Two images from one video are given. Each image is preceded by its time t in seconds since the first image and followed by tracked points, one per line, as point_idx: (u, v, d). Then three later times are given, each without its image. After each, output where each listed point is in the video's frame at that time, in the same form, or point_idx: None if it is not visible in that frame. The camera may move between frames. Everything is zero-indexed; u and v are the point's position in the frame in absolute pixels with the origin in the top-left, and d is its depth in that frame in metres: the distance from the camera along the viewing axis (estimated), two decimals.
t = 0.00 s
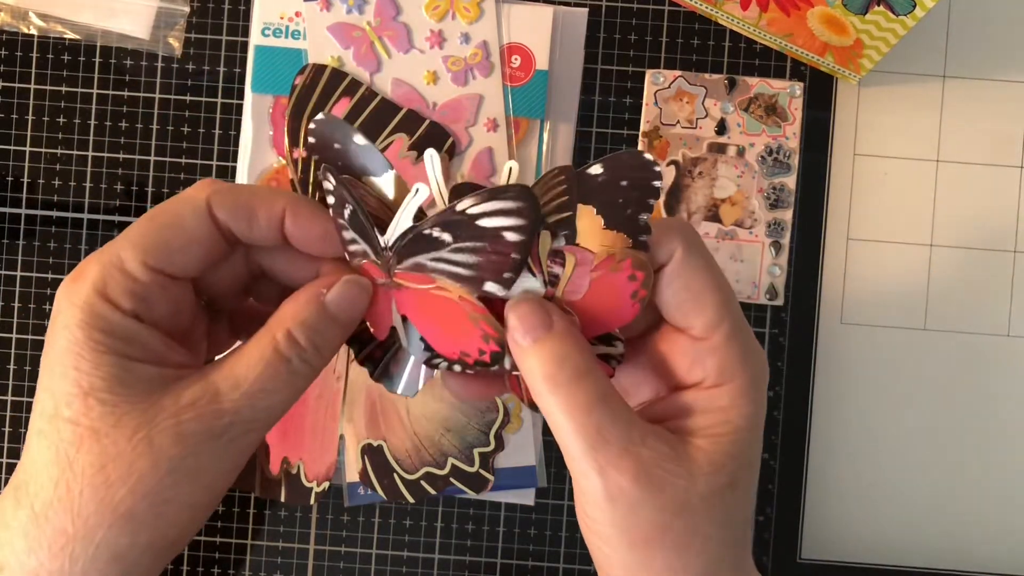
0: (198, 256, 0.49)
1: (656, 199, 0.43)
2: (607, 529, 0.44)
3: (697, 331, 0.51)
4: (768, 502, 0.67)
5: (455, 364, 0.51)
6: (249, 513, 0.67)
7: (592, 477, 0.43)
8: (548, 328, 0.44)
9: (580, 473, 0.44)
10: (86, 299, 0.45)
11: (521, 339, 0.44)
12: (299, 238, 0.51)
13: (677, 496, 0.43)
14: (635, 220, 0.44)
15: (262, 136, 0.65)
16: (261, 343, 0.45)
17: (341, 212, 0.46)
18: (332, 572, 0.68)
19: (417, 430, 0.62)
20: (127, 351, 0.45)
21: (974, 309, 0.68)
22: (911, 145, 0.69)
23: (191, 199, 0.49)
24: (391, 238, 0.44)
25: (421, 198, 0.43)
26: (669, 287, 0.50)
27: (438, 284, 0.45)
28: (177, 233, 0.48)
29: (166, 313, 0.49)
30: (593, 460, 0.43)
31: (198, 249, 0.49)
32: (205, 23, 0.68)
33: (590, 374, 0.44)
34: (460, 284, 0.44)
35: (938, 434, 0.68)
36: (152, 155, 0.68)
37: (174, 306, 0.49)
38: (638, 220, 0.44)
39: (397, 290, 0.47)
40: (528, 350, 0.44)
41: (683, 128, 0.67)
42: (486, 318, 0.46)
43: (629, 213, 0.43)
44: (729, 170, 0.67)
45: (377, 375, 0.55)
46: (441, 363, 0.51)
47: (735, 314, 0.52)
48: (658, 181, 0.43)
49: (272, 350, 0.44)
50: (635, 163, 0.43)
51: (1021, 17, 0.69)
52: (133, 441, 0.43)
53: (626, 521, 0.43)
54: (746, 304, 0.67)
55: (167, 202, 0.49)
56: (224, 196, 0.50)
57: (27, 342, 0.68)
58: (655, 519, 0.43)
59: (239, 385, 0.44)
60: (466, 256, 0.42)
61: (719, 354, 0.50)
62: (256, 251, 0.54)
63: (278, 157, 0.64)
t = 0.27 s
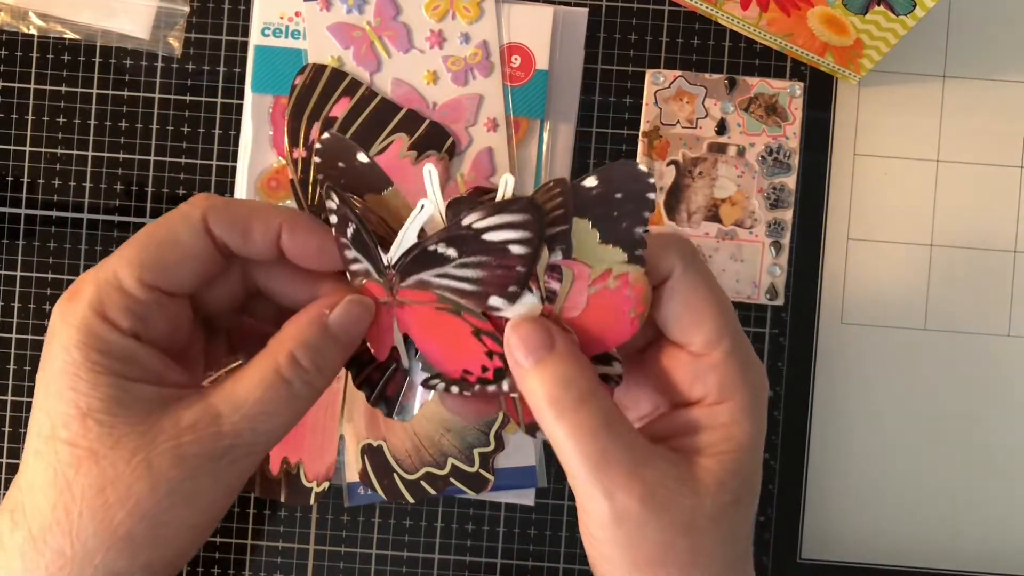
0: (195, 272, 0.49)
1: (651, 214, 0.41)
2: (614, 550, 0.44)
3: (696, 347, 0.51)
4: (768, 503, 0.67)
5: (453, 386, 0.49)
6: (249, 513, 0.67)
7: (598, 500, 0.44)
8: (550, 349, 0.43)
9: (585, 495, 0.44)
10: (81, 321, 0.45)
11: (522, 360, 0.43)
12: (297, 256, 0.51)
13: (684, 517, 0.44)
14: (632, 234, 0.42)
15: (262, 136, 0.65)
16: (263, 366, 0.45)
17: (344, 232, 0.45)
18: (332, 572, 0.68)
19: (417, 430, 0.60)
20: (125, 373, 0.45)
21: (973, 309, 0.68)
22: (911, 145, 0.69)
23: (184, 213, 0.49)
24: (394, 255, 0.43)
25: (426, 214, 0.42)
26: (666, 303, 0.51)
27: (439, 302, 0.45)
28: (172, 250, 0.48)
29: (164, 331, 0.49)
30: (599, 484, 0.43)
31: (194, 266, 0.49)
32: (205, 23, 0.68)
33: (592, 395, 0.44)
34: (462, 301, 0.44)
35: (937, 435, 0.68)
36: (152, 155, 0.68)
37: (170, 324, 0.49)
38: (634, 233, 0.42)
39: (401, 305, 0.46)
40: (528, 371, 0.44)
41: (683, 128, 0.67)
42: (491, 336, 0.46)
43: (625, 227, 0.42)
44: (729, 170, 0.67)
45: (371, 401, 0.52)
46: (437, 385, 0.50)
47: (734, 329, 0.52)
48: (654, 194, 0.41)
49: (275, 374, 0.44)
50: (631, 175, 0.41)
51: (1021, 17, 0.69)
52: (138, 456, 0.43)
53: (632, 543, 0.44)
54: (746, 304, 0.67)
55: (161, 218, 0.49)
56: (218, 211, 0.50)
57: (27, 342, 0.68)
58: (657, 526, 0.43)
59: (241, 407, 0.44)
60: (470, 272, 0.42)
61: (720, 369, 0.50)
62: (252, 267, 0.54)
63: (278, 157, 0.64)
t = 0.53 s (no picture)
0: (184, 300, 0.48)
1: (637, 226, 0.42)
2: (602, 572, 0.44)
3: (690, 362, 0.51)
4: (768, 503, 0.67)
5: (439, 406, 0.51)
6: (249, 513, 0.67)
7: (582, 522, 0.44)
8: (523, 372, 0.44)
9: (571, 518, 0.44)
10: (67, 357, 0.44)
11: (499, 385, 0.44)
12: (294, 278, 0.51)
13: (669, 535, 0.43)
14: (614, 250, 0.42)
15: (262, 136, 0.65)
16: (265, 393, 0.45)
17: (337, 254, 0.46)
18: (332, 573, 0.68)
19: (419, 435, 0.62)
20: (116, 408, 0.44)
21: (974, 309, 0.68)
22: (911, 145, 0.69)
23: (171, 238, 0.47)
24: (389, 277, 0.45)
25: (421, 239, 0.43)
26: (658, 318, 0.50)
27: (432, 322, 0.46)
28: (161, 278, 0.47)
29: (153, 360, 0.48)
30: (581, 506, 0.44)
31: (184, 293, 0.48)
32: (205, 23, 0.68)
33: (570, 415, 0.44)
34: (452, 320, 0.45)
35: (937, 435, 0.68)
36: (152, 155, 0.68)
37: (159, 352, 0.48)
38: (619, 250, 0.42)
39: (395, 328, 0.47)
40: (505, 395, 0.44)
41: (683, 128, 0.67)
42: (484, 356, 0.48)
43: (610, 243, 0.42)
44: (729, 170, 0.67)
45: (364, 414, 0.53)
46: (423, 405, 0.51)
47: (730, 343, 0.51)
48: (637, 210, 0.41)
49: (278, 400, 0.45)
50: (613, 190, 0.42)
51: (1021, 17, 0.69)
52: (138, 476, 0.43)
53: (620, 565, 0.43)
54: (746, 304, 0.67)
55: (145, 243, 0.48)
56: (208, 235, 0.48)
57: (27, 342, 0.68)
58: (650, 541, 0.43)
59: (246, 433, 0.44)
60: (467, 294, 0.44)
61: (712, 386, 0.50)
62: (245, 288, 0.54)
63: (278, 157, 0.64)
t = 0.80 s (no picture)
0: (183, 331, 0.44)
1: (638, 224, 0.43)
2: (603, 547, 0.43)
3: (687, 340, 0.48)
4: (768, 502, 0.67)
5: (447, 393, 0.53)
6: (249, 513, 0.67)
7: (580, 495, 0.43)
8: (525, 348, 0.44)
9: (571, 492, 0.43)
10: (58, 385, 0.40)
11: (502, 359, 0.44)
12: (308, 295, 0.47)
13: (667, 510, 0.42)
14: (619, 242, 0.44)
15: (263, 136, 0.65)
16: (264, 401, 0.44)
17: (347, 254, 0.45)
18: (332, 573, 0.68)
19: (415, 431, 0.63)
20: (110, 440, 0.40)
21: (974, 309, 0.68)
22: (911, 145, 0.69)
23: (170, 268, 0.42)
24: (403, 277, 0.45)
25: (439, 238, 0.44)
26: (651, 298, 0.48)
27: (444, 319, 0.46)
28: (158, 308, 0.42)
29: (152, 387, 0.44)
30: (578, 479, 0.42)
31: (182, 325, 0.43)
32: (205, 23, 0.68)
33: (572, 390, 0.43)
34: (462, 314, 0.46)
35: (936, 434, 0.68)
36: (152, 155, 0.68)
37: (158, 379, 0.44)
38: (622, 243, 0.44)
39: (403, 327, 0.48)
40: (511, 373, 0.44)
41: (683, 128, 0.67)
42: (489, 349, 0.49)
43: (613, 236, 0.43)
44: (729, 170, 0.67)
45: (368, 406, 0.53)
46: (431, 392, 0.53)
47: (727, 318, 0.49)
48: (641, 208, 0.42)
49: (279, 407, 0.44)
50: (615, 192, 0.43)
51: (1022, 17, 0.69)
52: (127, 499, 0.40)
53: (618, 539, 0.42)
54: (746, 304, 0.67)
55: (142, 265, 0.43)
56: (214, 264, 0.44)
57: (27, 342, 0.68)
58: (646, 514, 0.42)
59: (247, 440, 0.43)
60: (480, 291, 0.45)
61: (709, 362, 0.47)
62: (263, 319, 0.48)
63: (278, 157, 0.65)
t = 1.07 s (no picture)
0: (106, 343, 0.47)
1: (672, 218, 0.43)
2: (631, 537, 0.45)
3: (718, 334, 0.50)
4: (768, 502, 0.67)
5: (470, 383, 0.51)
6: (249, 513, 0.67)
7: (611, 488, 0.44)
8: (554, 342, 0.43)
9: (599, 483, 0.44)
10: None
11: (529, 353, 0.44)
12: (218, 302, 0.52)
13: (698, 504, 0.44)
14: (649, 238, 0.44)
15: (262, 136, 0.65)
16: (164, 409, 0.47)
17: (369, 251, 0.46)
18: (332, 572, 0.68)
19: (418, 434, 0.63)
20: (35, 449, 0.43)
21: (974, 309, 0.68)
22: (912, 145, 0.69)
23: (92, 283, 0.45)
24: (429, 272, 0.44)
25: (465, 235, 0.43)
26: (685, 292, 0.49)
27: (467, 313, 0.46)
28: (82, 324, 0.45)
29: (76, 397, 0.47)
30: (611, 472, 0.44)
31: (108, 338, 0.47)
32: (205, 23, 0.68)
33: (599, 382, 0.44)
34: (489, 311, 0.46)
35: (937, 434, 0.68)
36: (152, 155, 0.68)
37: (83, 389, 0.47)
38: (654, 238, 0.44)
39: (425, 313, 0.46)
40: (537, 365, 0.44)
41: (683, 128, 0.67)
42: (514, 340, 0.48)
43: (645, 232, 0.44)
44: (729, 170, 0.67)
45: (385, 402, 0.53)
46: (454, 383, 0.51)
47: (756, 310, 0.50)
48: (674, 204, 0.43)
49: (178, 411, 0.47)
50: (648, 187, 0.43)
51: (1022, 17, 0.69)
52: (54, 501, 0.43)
53: (649, 530, 0.44)
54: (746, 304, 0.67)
55: (66, 283, 0.46)
56: (132, 282, 0.47)
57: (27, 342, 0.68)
58: (676, 507, 0.43)
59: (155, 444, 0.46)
60: (507, 286, 0.44)
61: (741, 356, 0.50)
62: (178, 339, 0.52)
63: (278, 157, 0.65)
